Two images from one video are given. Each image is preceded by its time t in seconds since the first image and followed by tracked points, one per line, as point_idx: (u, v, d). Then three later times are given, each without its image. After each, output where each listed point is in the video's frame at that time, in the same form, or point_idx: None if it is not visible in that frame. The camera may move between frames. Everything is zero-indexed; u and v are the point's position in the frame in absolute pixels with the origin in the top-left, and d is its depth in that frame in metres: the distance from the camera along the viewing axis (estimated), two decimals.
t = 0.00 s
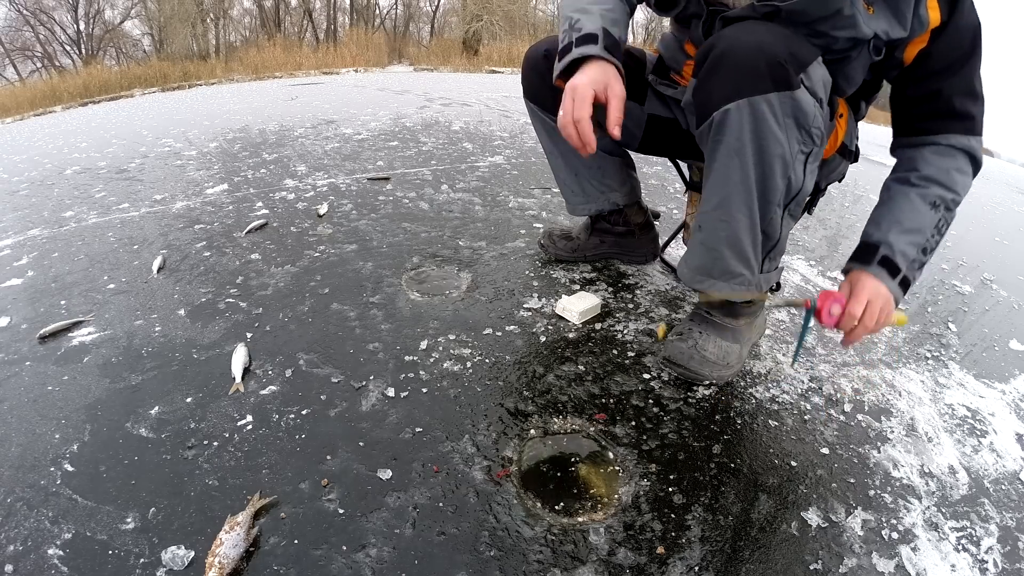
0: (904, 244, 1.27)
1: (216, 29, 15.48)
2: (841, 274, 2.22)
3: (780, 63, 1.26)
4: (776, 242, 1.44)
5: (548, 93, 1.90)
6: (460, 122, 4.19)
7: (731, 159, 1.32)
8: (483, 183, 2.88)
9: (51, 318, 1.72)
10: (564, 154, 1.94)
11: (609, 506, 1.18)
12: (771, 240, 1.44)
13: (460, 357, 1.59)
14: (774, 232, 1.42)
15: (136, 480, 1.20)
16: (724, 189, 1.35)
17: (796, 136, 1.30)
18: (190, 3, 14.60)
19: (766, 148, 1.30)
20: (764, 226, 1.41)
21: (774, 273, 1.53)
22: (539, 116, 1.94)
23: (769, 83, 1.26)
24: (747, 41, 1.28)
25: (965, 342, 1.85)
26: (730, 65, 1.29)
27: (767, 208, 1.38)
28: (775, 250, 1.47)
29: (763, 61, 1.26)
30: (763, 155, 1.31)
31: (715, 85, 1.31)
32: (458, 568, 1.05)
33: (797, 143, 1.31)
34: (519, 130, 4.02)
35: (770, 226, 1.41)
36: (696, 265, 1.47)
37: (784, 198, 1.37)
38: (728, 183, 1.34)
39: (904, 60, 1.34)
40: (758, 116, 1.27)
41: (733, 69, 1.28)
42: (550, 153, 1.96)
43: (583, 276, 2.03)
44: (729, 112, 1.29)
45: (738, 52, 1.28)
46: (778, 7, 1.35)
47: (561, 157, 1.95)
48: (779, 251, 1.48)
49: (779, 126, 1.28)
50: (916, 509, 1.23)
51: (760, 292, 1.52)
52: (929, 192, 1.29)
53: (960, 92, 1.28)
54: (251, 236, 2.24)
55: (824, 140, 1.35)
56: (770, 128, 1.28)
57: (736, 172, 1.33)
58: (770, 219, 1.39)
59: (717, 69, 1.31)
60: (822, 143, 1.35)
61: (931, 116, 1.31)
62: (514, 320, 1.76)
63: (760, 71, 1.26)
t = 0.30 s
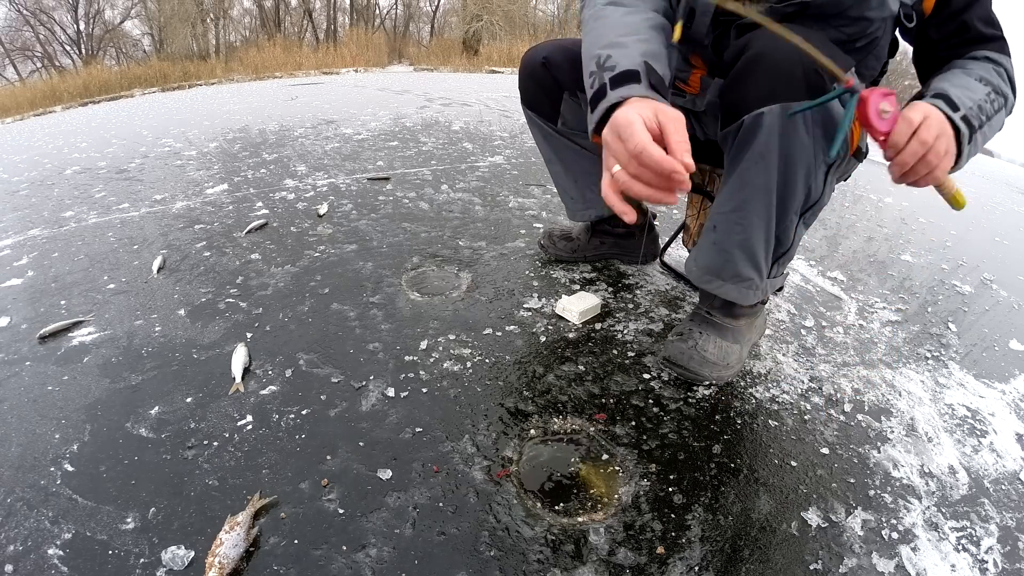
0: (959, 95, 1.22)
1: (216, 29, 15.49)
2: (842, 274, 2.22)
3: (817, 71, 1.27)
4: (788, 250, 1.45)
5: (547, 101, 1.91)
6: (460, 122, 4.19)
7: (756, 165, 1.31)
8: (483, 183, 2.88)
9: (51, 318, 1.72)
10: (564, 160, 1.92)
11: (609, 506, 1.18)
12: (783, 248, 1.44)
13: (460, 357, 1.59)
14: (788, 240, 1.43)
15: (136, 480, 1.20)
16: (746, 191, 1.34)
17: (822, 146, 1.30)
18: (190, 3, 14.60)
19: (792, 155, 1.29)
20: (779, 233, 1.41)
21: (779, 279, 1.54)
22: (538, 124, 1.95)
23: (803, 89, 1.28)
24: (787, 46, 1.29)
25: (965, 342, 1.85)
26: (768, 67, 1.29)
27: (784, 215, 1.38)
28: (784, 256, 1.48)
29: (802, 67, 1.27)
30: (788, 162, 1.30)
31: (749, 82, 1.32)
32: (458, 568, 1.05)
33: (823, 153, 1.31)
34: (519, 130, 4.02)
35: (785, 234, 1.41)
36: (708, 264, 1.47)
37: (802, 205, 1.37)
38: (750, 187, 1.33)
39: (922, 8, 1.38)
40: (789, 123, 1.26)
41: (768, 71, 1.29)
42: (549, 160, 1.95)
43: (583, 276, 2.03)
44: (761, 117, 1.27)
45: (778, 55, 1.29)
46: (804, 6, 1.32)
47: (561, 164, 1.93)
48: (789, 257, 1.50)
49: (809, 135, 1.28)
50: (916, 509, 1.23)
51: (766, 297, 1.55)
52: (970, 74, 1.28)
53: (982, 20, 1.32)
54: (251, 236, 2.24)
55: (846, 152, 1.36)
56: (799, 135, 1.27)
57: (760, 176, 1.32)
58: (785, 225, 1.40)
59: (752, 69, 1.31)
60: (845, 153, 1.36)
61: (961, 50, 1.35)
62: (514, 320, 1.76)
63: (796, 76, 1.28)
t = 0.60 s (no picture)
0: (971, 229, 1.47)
1: (217, 30, 15.50)
2: (841, 274, 2.22)
3: (818, 73, 1.24)
4: (788, 252, 1.45)
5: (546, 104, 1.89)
6: (461, 122, 4.19)
7: (756, 166, 1.31)
8: (483, 183, 2.88)
9: (51, 318, 1.72)
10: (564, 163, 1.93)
11: (609, 506, 1.18)
12: (783, 249, 1.44)
13: (460, 357, 1.59)
14: (788, 241, 1.43)
15: (136, 480, 1.20)
16: (745, 192, 1.34)
17: (821, 148, 1.30)
18: (190, 3, 14.60)
19: (791, 157, 1.29)
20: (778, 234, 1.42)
21: (779, 279, 1.54)
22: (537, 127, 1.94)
23: (804, 92, 1.24)
24: (787, 48, 1.26)
25: (965, 342, 1.85)
26: (768, 69, 1.26)
27: (784, 217, 1.38)
28: (785, 257, 1.48)
29: (802, 69, 1.25)
30: (788, 164, 1.30)
31: (748, 86, 1.29)
32: (458, 568, 1.05)
33: (822, 154, 1.31)
34: (519, 130, 4.03)
35: (784, 235, 1.41)
36: (707, 265, 1.48)
37: (801, 206, 1.37)
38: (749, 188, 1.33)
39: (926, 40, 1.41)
40: (788, 125, 1.26)
41: (768, 72, 1.26)
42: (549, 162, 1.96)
43: (583, 276, 2.03)
44: (760, 118, 1.27)
45: (778, 57, 1.26)
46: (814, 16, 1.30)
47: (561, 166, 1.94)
48: (789, 258, 1.49)
49: (808, 136, 1.28)
50: (916, 509, 1.23)
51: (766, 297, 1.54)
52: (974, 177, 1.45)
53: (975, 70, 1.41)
54: (251, 236, 2.24)
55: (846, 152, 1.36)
56: (798, 137, 1.27)
57: (759, 178, 1.32)
58: (785, 226, 1.40)
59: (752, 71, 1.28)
60: (845, 155, 1.37)
61: (964, 96, 1.42)
62: (514, 320, 1.76)
63: (796, 79, 1.25)
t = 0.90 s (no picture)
0: (969, 222, 1.32)
1: (217, 30, 15.50)
2: (841, 274, 2.22)
3: (827, 74, 1.24)
4: (791, 252, 1.45)
5: (548, 105, 1.89)
6: (461, 122, 4.19)
7: (763, 166, 1.31)
8: (483, 183, 2.88)
9: (51, 318, 1.72)
10: (565, 164, 1.93)
11: (609, 506, 1.18)
12: (787, 249, 1.45)
13: (460, 357, 1.59)
14: (792, 242, 1.43)
15: (136, 480, 1.20)
16: (752, 192, 1.34)
17: (828, 149, 1.30)
18: (190, 3, 14.60)
19: (799, 159, 1.29)
20: (782, 234, 1.42)
21: (782, 280, 1.55)
22: (540, 128, 1.94)
23: (814, 93, 1.24)
24: (796, 48, 1.26)
25: (965, 342, 1.85)
26: (777, 69, 1.26)
27: (789, 217, 1.38)
28: (788, 258, 1.48)
29: (812, 70, 1.25)
30: (795, 165, 1.30)
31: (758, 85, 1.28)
32: (459, 568, 1.05)
33: (829, 156, 1.31)
34: (519, 130, 4.03)
35: (789, 235, 1.42)
36: (711, 265, 1.48)
37: (806, 207, 1.37)
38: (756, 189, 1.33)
39: (926, 43, 1.38)
40: (797, 126, 1.26)
41: (776, 73, 1.26)
42: (551, 163, 1.95)
43: (583, 276, 2.03)
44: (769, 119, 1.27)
45: (788, 57, 1.25)
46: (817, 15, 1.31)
47: (563, 167, 1.94)
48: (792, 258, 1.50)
49: (816, 137, 1.28)
50: (916, 509, 1.23)
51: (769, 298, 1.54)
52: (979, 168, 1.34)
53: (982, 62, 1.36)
54: (251, 236, 2.24)
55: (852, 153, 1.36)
56: (807, 138, 1.27)
57: (765, 179, 1.32)
58: (789, 226, 1.40)
59: (760, 71, 1.27)
60: (851, 156, 1.37)
61: (969, 94, 1.37)
62: (514, 320, 1.76)
63: (806, 79, 1.24)
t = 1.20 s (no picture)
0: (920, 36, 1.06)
1: (217, 30, 15.50)
2: (841, 274, 2.22)
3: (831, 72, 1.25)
4: (792, 251, 1.46)
5: (549, 105, 1.89)
6: (461, 122, 4.19)
7: (764, 164, 1.32)
8: (483, 183, 2.88)
9: (51, 318, 1.72)
10: (566, 164, 1.93)
11: (609, 506, 1.18)
12: (787, 248, 1.45)
13: (460, 357, 1.59)
14: (792, 241, 1.43)
15: (136, 480, 1.20)
16: (753, 190, 1.35)
17: (831, 148, 1.30)
18: (190, 3, 14.59)
19: (802, 157, 1.29)
20: (783, 233, 1.42)
21: (782, 279, 1.55)
22: (541, 128, 1.94)
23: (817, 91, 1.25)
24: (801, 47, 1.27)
25: (965, 342, 1.85)
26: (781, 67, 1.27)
27: (790, 215, 1.38)
28: (788, 257, 1.48)
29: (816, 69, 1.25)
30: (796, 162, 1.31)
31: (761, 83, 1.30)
32: (459, 568, 1.05)
33: (831, 155, 1.32)
34: (519, 130, 4.03)
35: (789, 234, 1.42)
36: (711, 263, 1.48)
37: (807, 205, 1.38)
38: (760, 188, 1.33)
39: None
40: (800, 124, 1.26)
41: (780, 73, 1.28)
42: (552, 164, 1.95)
43: (583, 276, 2.03)
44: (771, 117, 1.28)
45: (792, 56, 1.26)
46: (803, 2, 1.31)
47: (563, 168, 1.94)
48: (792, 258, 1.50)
49: (818, 136, 1.28)
50: (916, 509, 1.23)
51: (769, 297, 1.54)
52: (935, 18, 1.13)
53: None
54: (251, 236, 2.24)
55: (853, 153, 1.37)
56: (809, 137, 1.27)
57: (767, 177, 1.32)
58: (790, 225, 1.40)
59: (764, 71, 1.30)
60: (853, 156, 1.37)
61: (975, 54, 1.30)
62: (514, 320, 1.76)
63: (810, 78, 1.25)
